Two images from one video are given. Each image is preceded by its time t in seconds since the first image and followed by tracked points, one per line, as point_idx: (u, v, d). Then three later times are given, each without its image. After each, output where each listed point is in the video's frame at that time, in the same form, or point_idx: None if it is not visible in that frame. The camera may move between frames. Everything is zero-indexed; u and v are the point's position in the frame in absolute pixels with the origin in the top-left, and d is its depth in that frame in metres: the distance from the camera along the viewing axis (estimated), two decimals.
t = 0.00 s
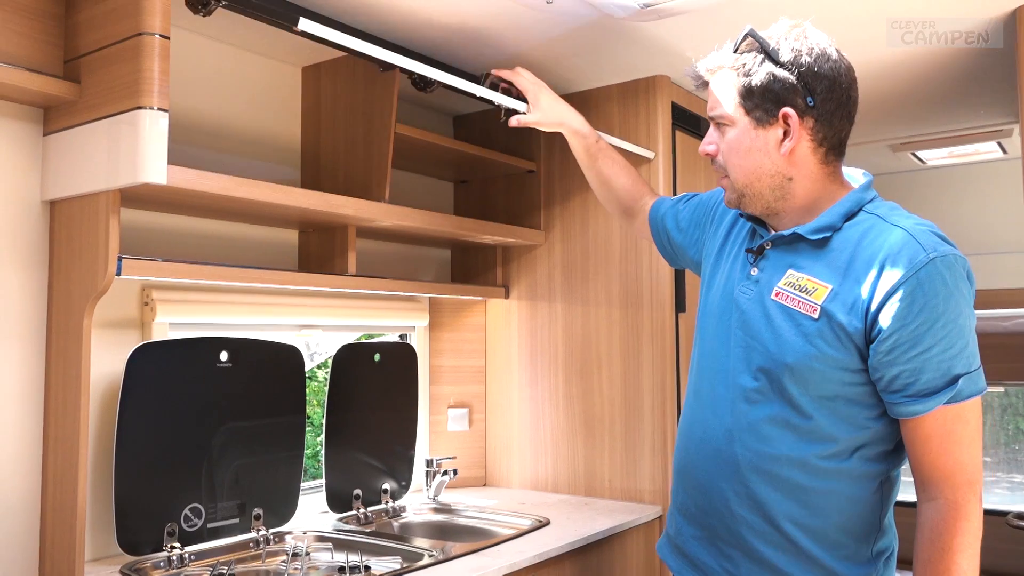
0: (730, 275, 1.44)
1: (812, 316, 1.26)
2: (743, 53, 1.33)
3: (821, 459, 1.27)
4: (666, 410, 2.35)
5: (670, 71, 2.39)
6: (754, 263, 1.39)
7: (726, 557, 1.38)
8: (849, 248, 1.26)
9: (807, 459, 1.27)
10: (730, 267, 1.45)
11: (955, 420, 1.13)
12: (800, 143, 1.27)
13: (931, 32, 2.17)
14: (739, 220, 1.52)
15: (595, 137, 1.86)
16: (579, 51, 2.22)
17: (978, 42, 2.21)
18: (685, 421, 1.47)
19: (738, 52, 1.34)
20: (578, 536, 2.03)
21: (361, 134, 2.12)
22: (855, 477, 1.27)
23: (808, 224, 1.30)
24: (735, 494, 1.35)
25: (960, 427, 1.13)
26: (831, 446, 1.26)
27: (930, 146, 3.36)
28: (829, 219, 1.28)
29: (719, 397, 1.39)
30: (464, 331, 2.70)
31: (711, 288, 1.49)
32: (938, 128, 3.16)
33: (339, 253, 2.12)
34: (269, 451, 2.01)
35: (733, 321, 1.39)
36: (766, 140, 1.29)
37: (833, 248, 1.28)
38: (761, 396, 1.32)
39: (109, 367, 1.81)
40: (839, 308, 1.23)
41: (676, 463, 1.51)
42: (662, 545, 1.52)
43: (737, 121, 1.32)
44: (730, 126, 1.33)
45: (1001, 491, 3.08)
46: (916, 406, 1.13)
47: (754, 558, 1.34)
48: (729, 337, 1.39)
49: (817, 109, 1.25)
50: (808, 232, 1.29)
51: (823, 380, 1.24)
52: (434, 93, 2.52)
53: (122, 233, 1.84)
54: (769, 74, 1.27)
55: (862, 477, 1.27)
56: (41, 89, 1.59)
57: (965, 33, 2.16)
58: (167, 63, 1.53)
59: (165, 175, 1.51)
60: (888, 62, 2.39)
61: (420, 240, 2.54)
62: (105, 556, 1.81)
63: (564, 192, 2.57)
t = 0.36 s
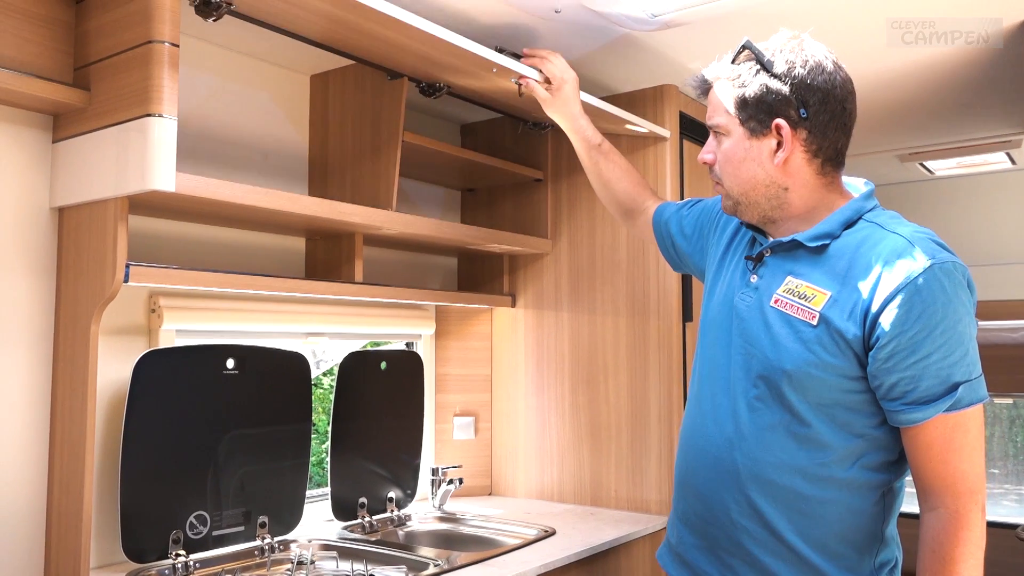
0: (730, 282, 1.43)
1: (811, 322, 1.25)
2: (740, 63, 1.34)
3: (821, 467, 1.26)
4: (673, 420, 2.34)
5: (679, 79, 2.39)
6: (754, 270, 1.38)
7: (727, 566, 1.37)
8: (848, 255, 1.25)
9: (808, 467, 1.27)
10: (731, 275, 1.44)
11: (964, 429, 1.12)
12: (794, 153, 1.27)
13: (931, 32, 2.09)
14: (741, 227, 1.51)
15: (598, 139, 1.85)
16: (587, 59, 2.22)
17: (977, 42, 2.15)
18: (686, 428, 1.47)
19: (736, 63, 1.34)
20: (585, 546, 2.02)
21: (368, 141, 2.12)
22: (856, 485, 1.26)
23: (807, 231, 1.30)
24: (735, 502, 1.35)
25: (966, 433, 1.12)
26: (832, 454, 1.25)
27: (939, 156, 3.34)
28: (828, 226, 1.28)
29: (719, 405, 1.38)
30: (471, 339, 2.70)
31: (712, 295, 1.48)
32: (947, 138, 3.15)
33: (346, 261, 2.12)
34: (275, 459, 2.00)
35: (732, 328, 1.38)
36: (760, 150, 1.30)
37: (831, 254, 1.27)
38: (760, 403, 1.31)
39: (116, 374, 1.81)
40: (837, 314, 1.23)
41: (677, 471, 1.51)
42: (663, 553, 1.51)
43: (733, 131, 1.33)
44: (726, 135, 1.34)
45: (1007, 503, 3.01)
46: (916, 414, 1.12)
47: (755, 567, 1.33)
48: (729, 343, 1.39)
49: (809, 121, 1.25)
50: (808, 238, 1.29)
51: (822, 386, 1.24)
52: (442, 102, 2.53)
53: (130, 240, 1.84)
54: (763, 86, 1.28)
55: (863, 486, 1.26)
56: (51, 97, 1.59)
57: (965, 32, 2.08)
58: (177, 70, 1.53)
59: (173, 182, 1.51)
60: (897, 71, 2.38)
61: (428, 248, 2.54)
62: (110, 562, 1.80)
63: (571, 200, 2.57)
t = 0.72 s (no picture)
0: (731, 290, 1.43)
1: (814, 329, 1.25)
2: (742, 72, 1.34)
3: (825, 474, 1.25)
4: (677, 428, 2.33)
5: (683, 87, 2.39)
6: (755, 278, 1.38)
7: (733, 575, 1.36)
8: (850, 261, 1.25)
9: (813, 474, 1.26)
10: (732, 282, 1.44)
11: (969, 434, 1.12)
12: (794, 161, 1.27)
13: (931, 32, 2.03)
14: (741, 234, 1.51)
15: (586, 133, 1.89)
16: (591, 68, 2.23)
17: (977, 42, 2.08)
18: (689, 438, 1.46)
19: (737, 71, 1.34)
20: (589, 554, 2.01)
21: (373, 149, 2.12)
22: (861, 492, 1.25)
23: (808, 238, 1.30)
24: (740, 510, 1.34)
25: (970, 436, 1.12)
26: (837, 461, 1.25)
27: (943, 164, 3.34)
28: (829, 233, 1.28)
29: (723, 413, 1.38)
30: (475, 347, 2.69)
31: (713, 303, 1.48)
32: (951, 147, 3.15)
33: (351, 268, 2.12)
34: (279, 466, 2.00)
35: (735, 336, 1.38)
36: (760, 158, 1.30)
37: (832, 261, 1.27)
38: (764, 410, 1.31)
39: (121, 381, 1.82)
40: (840, 320, 1.22)
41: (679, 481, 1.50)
42: (667, 563, 1.50)
43: (733, 138, 1.33)
44: (726, 142, 1.34)
45: (1015, 512, 3.02)
46: (921, 418, 1.12)
47: None
48: (732, 351, 1.38)
49: (809, 130, 1.25)
50: (809, 245, 1.29)
51: (825, 393, 1.23)
52: (447, 109, 2.53)
53: (136, 247, 1.85)
54: (765, 94, 1.28)
55: (868, 493, 1.26)
56: (58, 104, 1.60)
57: (965, 32, 2.03)
58: (184, 78, 1.54)
59: (179, 190, 1.51)
60: (902, 80, 2.38)
61: (432, 256, 2.54)
62: (115, 569, 1.80)
63: (576, 208, 2.57)
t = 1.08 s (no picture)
0: (734, 296, 1.43)
1: (818, 333, 1.25)
2: (751, 76, 1.34)
3: (832, 479, 1.25)
4: (677, 434, 2.33)
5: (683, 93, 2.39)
6: (757, 285, 1.38)
7: None
8: (853, 265, 1.25)
9: (819, 480, 1.26)
10: (735, 288, 1.44)
11: (972, 434, 1.13)
12: (803, 168, 1.28)
13: (932, 32, 1.99)
14: (742, 241, 1.51)
15: (584, 133, 1.88)
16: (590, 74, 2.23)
17: (977, 43, 2.05)
18: (692, 445, 1.45)
19: (746, 75, 1.34)
20: (587, 561, 2.00)
21: (373, 155, 2.13)
22: (867, 497, 1.25)
23: (811, 243, 1.30)
24: (746, 517, 1.33)
25: (974, 438, 1.13)
26: (843, 466, 1.25)
27: (943, 170, 3.34)
28: (832, 238, 1.28)
29: (728, 420, 1.37)
30: (474, 353, 2.69)
31: (715, 310, 1.47)
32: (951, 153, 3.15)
33: (350, 274, 2.12)
34: (278, 473, 2.00)
35: (739, 343, 1.37)
36: (770, 163, 1.30)
37: (835, 266, 1.27)
38: (769, 416, 1.30)
39: (119, 387, 1.82)
40: (844, 324, 1.23)
41: (682, 489, 1.48)
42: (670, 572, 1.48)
43: (742, 142, 1.33)
44: (735, 147, 1.34)
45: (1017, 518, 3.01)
46: (927, 420, 1.13)
47: None
48: (735, 358, 1.38)
49: (820, 137, 1.27)
50: (812, 250, 1.29)
51: (831, 398, 1.23)
52: (447, 116, 2.54)
53: (135, 254, 1.85)
54: (777, 99, 1.28)
55: (874, 498, 1.26)
56: (58, 111, 1.61)
57: (965, 32, 1.99)
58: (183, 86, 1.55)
59: (177, 197, 1.52)
60: (901, 85, 2.38)
61: (432, 262, 2.54)
62: None
63: (575, 214, 2.57)
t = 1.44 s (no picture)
0: (739, 302, 1.42)
1: (826, 337, 1.25)
2: (756, 81, 1.34)
3: (843, 482, 1.25)
4: (676, 439, 2.33)
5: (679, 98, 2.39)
6: (762, 290, 1.38)
7: None
8: (858, 268, 1.26)
9: (830, 483, 1.25)
10: (739, 294, 1.43)
11: (980, 435, 1.13)
12: (807, 173, 1.29)
13: (931, 32, 1.99)
14: (742, 249, 1.51)
15: (583, 160, 1.89)
16: (587, 81, 2.23)
17: (977, 43, 2.04)
18: (700, 453, 1.44)
19: (750, 80, 1.35)
20: (587, 567, 2.00)
21: (371, 164, 2.13)
22: (879, 499, 1.25)
23: (815, 247, 1.30)
24: (757, 522, 1.32)
25: (982, 438, 1.13)
26: (854, 469, 1.25)
27: (941, 172, 3.34)
28: (836, 242, 1.28)
29: (736, 426, 1.36)
30: (474, 359, 2.70)
31: (720, 317, 1.47)
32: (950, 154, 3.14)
33: (348, 282, 2.13)
34: (278, 481, 2.01)
35: (745, 348, 1.37)
36: (774, 168, 1.30)
37: (840, 270, 1.27)
38: (779, 420, 1.30)
39: (119, 398, 1.82)
40: (852, 327, 1.23)
41: (689, 498, 1.47)
42: None
43: (745, 146, 1.33)
44: (739, 151, 1.34)
45: None
46: (938, 420, 1.13)
47: None
48: (742, 363, 1.37)
49: (825, 143, 1.28)
50: (816, 254, 1.29)
51: (841, 400, 1.23)
52: (445, 124, 2.55)
53: (132, 264, 1.86)
54: (783, 103, 1.29)
55: (886, 500, 1.26)
56: (55, 124, 1.62)
57: (965, 32, 1.98)
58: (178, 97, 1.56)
59: (174, 208, 1.53)
60: (898, 88, 2.38)
61: (430, 269, 2.55)
62: None
63: (573, 220, 2.57)
